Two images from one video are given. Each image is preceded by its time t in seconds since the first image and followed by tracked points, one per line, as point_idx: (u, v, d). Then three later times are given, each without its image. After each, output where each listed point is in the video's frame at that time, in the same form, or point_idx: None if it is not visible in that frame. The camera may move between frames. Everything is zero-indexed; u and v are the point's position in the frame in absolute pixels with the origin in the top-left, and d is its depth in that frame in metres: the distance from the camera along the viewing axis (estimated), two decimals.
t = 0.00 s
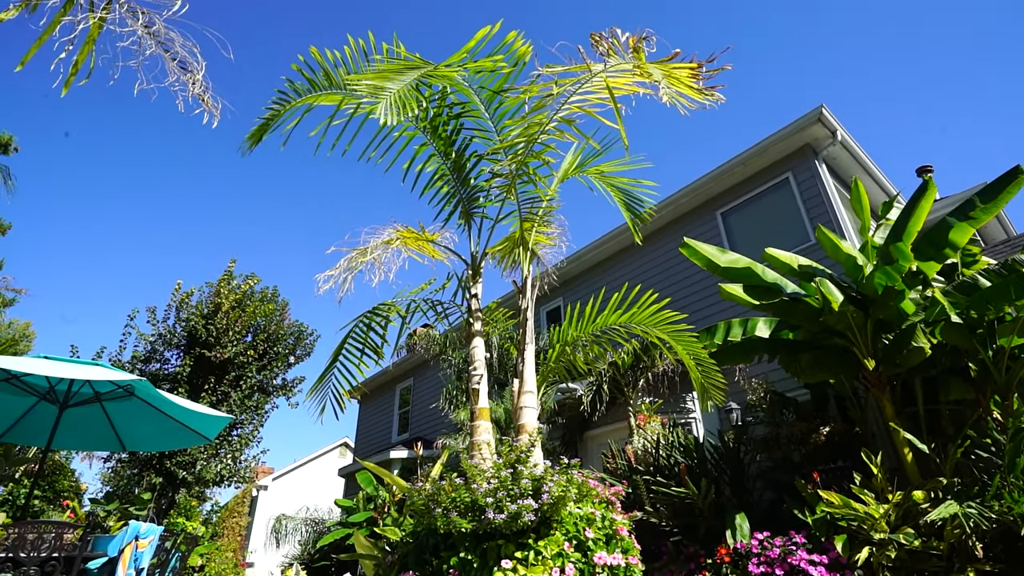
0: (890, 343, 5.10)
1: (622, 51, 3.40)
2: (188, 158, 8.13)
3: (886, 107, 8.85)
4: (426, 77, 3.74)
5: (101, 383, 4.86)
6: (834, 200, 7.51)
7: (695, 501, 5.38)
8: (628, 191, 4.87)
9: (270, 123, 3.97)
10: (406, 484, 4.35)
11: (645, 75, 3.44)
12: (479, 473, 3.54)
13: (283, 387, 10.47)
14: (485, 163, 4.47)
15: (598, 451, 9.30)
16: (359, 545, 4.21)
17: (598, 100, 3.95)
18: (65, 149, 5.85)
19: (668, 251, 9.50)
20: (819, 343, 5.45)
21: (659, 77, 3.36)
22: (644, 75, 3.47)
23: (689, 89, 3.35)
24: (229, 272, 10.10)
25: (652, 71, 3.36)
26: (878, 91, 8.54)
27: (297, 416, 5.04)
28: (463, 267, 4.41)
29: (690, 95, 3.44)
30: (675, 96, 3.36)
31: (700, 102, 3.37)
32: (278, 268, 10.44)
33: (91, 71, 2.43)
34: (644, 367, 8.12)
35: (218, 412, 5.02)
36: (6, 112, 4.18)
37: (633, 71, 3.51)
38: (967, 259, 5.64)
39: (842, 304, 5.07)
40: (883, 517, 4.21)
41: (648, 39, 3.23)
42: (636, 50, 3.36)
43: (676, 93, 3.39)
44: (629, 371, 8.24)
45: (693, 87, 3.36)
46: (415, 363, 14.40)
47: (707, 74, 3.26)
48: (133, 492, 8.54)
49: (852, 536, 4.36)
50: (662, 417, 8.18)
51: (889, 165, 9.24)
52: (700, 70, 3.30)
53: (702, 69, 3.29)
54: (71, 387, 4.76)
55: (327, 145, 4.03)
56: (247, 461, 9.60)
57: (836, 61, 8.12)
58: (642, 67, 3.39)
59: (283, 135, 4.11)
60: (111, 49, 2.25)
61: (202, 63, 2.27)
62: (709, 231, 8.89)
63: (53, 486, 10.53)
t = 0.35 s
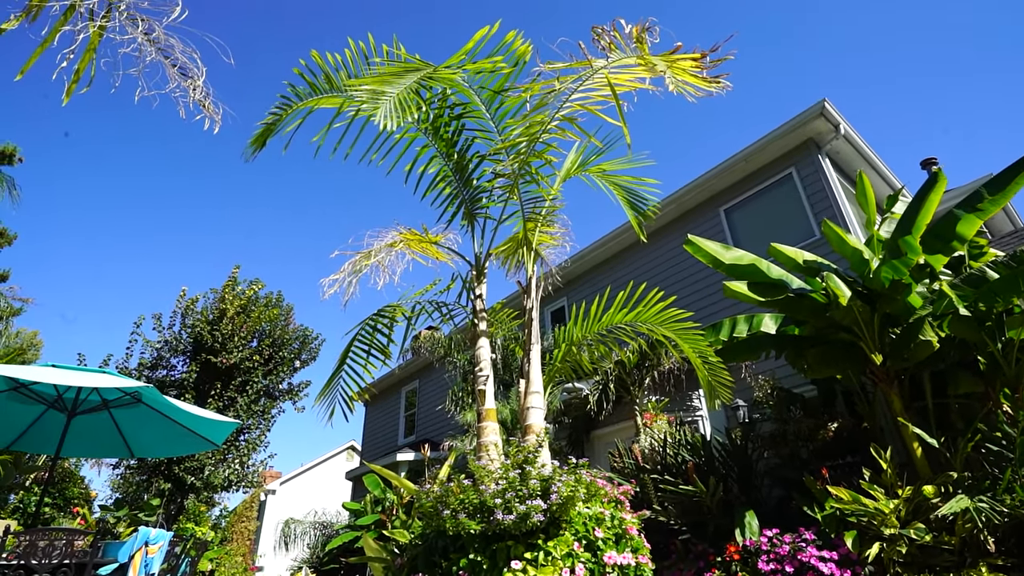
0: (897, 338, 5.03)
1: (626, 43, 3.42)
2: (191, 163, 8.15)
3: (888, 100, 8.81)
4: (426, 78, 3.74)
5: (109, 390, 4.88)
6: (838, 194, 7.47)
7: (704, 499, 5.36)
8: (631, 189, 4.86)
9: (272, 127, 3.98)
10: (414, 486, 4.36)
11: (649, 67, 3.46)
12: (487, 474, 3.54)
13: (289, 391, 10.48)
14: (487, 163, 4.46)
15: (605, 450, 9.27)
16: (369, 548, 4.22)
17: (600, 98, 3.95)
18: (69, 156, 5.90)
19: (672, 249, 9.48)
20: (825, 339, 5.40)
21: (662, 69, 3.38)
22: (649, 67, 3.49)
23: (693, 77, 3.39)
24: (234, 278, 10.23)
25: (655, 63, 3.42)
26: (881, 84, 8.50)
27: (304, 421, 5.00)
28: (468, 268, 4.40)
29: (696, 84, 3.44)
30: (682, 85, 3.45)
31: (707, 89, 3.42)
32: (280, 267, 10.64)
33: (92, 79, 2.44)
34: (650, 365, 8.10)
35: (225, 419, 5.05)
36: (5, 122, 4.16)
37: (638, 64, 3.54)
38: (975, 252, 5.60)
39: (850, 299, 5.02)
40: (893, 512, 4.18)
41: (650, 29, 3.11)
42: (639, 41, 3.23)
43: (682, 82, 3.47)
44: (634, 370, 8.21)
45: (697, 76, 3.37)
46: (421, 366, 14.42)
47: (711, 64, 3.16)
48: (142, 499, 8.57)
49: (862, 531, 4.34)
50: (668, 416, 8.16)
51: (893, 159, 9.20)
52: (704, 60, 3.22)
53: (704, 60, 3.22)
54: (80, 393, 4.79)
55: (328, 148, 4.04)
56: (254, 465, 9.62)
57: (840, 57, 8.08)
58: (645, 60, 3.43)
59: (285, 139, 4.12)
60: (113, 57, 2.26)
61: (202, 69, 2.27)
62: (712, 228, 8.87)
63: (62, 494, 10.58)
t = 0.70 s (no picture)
0: (904, 335, 4.99)
1: (629, 39, 3.38)
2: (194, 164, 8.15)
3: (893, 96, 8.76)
4: (429, 77, 3.72)
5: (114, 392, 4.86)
6: (843, 191, 7.42)
7: (710, 497, 5.32)
8: (636, 186, 4.84)
9: (275, 127, 3.97)
10: (420, 487, 4.35)
11: (653, 63, 3.42)
12: (493, 474, 3.53)
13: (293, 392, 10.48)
14: (491, 162, 4.44)
15: (609, 449, 9.24)
16: (375, 549, 4.21)
17: (604, 94, 3.92)
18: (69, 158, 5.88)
19: (676, 247, 9.44)
20: (832, 337, 5.35)
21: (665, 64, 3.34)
22: (653, 63, 3.45)
23: (698, 72, 3.34)
24: (238, 279, 10.26)
25: (659, 58, 3.37)
26: (885, 80, 8.43)
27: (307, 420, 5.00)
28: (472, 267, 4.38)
29: (699, 80, 3.40)
30: (686, 80, 3.40)
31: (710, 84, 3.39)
32: (283, 268, 10.67)
33: (96, 81, 2.43)
34: (654, 364, 8.07)
35: (231, 419, 5.05)
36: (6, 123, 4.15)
37: (641, 60, 3.50)
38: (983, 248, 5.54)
39: (857, 297, 4.97)
40: (902, 511, 4.14)
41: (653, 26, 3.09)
42: (642, 36, 3.09)
43: (686, 78, 3.41)
44: (639, 369, 8.18)
45: (701, 71, 3.33)
46: (424, 366, 14.41)
47: (715, 59, 3.10)
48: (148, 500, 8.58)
49: (870, 530, 4.30)
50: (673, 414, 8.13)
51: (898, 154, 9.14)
52: (709, 55, 3.18)
53: (709, 55, 3.18)
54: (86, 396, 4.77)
55: (332, 148, 4.03)
56: (259, 466, 9.62)
57: (843, 52, 8.04)
58: (649, 56, 3.40)
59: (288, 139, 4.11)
60: (117, 59, 2.25)
61: (206, 70, 2.26)
62: (716, 226, 8.84)
63: (69, 495, 10.60)
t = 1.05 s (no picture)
0: (918, 341, 4.93)
1: (643, 44, 3.35)
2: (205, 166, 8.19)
3: (906, 99, 8.67)
4: (440, 80, 3.72)
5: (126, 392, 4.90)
6: (856, 194, 7.35)
7: (721, 503, 5.25)
8: (647, 189, 4.83)
9: (286, 128, 3.98)
10: (429, 490, 4.34)
11: (666, 68, 3.40)
12: (503, 477, 3.51)
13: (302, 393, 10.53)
14: (502, 165, 4.44)
15: (618, 453, 9.19)
16: (384, 551, 4.21)
17: (616, 98, 3.89)
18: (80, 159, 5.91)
19: (686, 251, 9.38)
20: (844, 341, 5.29)
21: (680, 71, 3.32)
22: (666, 69, 3.42)
23: (712, 79, 3.31)
24: (248, 280, 10.33)
25: (672, 64, 3.35)
26: (898, 82, 8.37)
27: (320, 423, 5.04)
28: (482, 270, 4.38)
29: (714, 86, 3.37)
30: (700, 87, 3.37)
31: (726, 92, 3.37)
32: (293, 270, 10.71)
33: (112, 84, 2.44)
34: (664, 367, 8.01)
35: (240, 420, 5.09)
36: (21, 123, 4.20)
37: (653, 65, 3.48)
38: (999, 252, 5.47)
39: (871, 302, 4.91)
40: (917, 519, 4.08)
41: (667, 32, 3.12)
42: (656, 43, 3.27)
43: (700, 84, 3.38)
44: (648, 373, 8.12)
45: (716, 77, 3.31)
46: (432, 368, 14.44)
47: (730, 64, 3.12)
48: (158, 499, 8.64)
49: (884, 538, 4.23)
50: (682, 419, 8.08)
51: (911, 158, 9.04)
52: (723, 61, 3.18)
53: (724, 61, 3.18)
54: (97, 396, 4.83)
55: (343, 149, 4.03)
56: (267, 466, 9.66)
57: (857, 55, 7.97)
58: (663, 62, 3.37)
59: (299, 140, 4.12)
60: (133, 63, 2.27)
61: (220, 73, 2.27)
62: (726, 229, 8.80)
63: (80, 493, 10.68)
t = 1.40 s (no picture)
0: (927, 341, 4.85)
1: (657, 41, 3.34)
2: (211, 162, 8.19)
3: (915, 98, 8.61)
4: (450, 75, 3.71)
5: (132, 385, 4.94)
6: (864, 194, 7.31)
7: (725, 502, 5.26)
8: (656, 187, 4.80)
9: (295, 123, 3.97)
10: (435, 486, 4.34)
11: (681, 65, 3.39)
12: (509, 474, 3.51)
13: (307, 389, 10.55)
14: (511, 161, 4.43)
15: (623, 451, 9.19)
16: (390, 547, 4.21)
17: (627, 94, 3.90)
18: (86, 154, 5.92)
19: (692, 250, 9.37)
20: (850, 342, 5.25)
21: (695, 67, 3.29)
22: (681, 66, 3.41)
23: (727, 77, 3.31)
24: (253, 277, 10.36)
25: (688, 60, 3.32)
26: (906, 81, 8.32)
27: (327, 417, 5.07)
28: (490, 266, 4.38)
29: (728, 84, 3.37)
30: (716, 85, 3.32)
31: (740, 90, 3.34)
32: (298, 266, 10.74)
33: (120, 76, 2.44)
34: (669, 366, 7.98)
35: (245, 415, 5.09)
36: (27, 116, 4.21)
37: (668, 62, 3.47)
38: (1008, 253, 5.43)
39: (880, 302, 4.87)
40: (923, 520, 4.06)
41: (683, 28, 3.13)
42: (671, 39, 3.25)
43: (715, 83, 3.35)
44: (653, 372, 8.10)
45: (730, 75, 3.30)
46: (437, 365, 14.46)
47: (745, 61, 3.13)
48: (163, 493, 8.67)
49: (889, 538, 4.22)
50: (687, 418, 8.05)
51: (920, 157, 8.97)
52: (738, 58, 3.20)
53: (739, 58, 3.19)
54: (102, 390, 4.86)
55: (351, 144, 4.03)
56: (272, 462, 9.70)
57: (865, 53, 7.91)
58: (678, 58, 3.36)
59: (308, 134, 4.11)
60: (142, 54, 2.27)
61: (230, 66, 2.26)
62: (733, 228, 8.76)
63: (86, 487, 10.73)
